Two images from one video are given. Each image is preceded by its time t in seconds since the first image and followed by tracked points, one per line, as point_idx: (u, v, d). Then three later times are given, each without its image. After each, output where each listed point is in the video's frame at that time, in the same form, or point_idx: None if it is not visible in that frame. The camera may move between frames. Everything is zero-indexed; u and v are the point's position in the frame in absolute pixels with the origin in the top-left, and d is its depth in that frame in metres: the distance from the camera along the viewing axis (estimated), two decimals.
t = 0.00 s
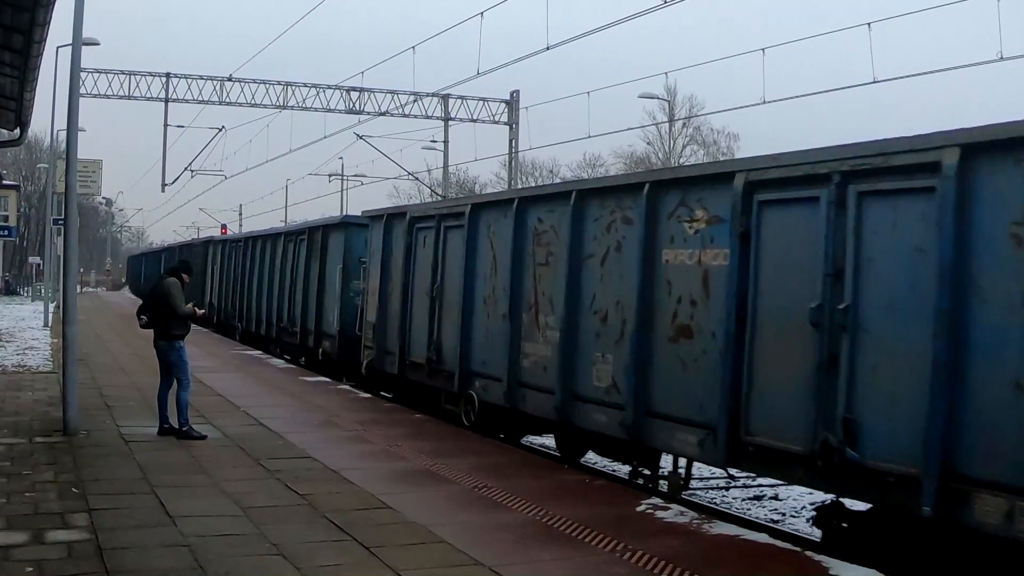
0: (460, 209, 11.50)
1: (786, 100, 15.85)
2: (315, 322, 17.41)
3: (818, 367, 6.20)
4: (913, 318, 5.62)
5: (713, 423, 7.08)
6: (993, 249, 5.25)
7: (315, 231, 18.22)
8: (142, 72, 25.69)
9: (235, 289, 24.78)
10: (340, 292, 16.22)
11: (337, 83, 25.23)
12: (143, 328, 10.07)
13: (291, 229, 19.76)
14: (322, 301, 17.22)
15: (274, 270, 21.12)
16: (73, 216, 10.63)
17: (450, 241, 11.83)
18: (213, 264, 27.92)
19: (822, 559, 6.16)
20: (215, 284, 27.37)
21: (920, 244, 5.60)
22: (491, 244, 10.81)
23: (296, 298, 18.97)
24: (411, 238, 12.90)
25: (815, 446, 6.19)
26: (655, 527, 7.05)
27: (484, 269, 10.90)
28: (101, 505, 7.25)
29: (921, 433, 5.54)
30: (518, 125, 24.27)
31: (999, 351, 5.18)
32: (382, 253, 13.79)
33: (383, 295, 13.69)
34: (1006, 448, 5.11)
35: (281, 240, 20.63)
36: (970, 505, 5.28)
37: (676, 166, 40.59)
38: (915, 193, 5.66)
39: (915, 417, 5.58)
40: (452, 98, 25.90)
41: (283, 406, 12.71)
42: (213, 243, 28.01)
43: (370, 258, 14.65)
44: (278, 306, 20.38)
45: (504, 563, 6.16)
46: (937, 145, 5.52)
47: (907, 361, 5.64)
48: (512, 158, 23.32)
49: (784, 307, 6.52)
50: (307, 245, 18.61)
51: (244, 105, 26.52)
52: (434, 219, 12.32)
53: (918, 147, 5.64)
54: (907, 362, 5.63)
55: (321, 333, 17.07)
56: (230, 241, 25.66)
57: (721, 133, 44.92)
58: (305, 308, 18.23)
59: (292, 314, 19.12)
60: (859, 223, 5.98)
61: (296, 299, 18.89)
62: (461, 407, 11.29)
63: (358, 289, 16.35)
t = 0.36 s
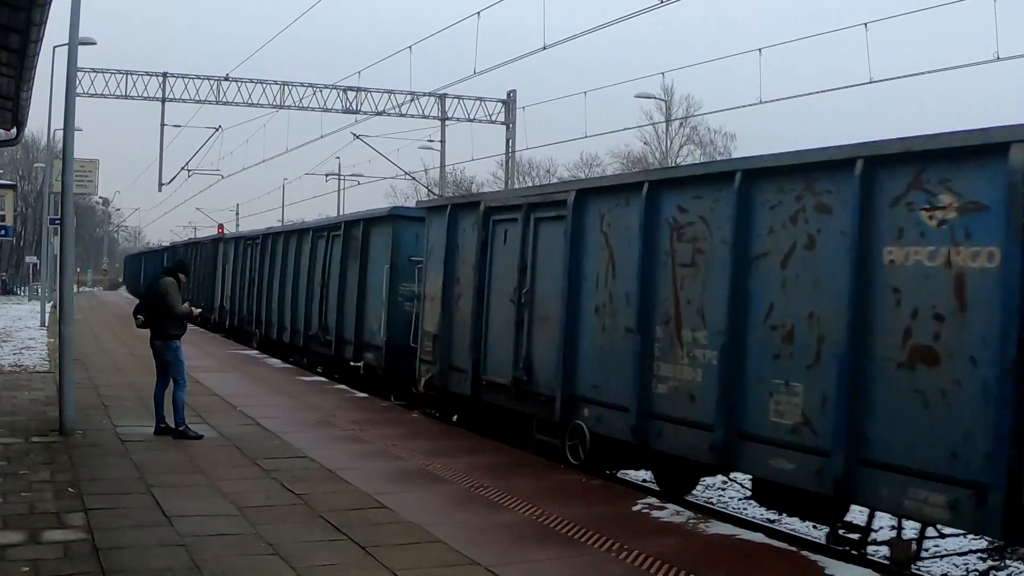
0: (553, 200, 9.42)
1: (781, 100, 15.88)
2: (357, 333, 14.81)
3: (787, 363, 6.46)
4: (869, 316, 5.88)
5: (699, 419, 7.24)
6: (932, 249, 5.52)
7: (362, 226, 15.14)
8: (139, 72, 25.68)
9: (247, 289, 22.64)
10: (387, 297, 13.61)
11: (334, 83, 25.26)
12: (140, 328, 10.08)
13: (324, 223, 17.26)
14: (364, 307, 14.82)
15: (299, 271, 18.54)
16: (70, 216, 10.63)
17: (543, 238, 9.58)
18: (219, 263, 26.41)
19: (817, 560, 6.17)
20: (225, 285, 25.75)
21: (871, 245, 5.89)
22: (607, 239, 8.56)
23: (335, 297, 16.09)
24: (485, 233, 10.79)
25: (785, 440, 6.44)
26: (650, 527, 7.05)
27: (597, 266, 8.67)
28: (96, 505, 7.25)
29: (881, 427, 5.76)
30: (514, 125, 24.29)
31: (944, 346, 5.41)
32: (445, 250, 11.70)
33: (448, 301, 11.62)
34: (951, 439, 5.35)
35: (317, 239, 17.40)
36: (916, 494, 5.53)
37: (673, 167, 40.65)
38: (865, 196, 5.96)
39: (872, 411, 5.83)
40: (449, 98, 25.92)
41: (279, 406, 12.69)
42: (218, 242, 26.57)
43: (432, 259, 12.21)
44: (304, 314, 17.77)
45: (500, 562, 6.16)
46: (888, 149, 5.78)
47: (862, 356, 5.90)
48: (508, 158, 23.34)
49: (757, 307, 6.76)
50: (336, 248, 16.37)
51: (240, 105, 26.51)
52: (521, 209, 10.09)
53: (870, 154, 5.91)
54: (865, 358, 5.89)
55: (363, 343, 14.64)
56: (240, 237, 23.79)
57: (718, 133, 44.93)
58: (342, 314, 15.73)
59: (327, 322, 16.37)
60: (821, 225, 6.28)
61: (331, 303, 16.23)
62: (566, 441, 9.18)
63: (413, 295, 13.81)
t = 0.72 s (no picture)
0: (706, 183, 7.23)
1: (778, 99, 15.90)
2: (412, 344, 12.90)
3: (841, 369, 5.95)
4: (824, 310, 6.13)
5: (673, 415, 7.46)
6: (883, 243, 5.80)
7: (434, 221, 12.62)
8: (135, 71, 25.66)
9: (275, 292, 20.16)
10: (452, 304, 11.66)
11: (330, 83, 25.28)
12: (135, 328, 10.07)
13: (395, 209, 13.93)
14: (420, 311, 12.88)
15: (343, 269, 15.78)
16: (65, 217, 10.61)
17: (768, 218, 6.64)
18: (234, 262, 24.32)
19: (813, 559, 6.18)
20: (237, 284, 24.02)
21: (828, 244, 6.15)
22: (792, 231, 6.45)
23: (400, 302, 13.46)
24: (601, 226, 8.54)
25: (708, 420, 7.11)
26: (645, 527, 7.07)
27: (777, 268, 6.54)
28: (91, 505, 7.24)
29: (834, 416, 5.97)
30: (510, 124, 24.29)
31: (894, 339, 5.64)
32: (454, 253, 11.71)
33: (544, 308, 9.34)
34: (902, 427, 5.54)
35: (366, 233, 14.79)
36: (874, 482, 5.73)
37: (669, 166, 40.68)
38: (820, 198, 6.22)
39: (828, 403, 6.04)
40: (445, 98, 25.93)
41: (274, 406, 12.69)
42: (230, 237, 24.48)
43: (525, 256, 9.83)
44: (358, 319, 14.85)
45: (495, 562, 6.17)
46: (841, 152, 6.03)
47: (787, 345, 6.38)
48: (504, 157, 23.34)
49: (679, 301, 7.48)
50: (402, 245, 13.53)
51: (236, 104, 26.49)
52: (653, 197, 7.88)
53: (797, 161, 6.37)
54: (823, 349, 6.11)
55: (418, 355, 12.81)
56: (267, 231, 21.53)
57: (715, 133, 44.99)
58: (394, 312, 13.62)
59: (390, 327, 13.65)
60: (787, 225, 6.48)
61: (399, 309, 13.48)
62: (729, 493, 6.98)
63: (488, 299, 11.87)
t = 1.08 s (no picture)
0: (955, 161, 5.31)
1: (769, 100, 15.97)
2: (496, 361, 10.40)
3: None
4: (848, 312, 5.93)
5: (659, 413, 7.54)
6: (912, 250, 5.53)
7: (540, 209, 9.73)
8: (129, 71, 25.67)
9: (297, 297, 17.82)
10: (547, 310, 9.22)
11: (324, 83, 25.33)
12: (128, 328, 10.09)
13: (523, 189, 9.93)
14: (506, 319, 10.27)
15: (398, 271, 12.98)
16: (59, 217, 10.62)
17: (809, 248, 6.26)
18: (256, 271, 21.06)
19: (806, 560, 6.21)
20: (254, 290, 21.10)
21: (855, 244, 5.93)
22: None
23: (478, 312, 10.80)
24: (783, 218, 6.48)
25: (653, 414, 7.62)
26: (639, 527, 7.10)
27: None
28: (86, 505, 7.26)
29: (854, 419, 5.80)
30: (504, 124, 24.33)
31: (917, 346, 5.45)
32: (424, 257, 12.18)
33: (696, 319, 7.23)
34: (924, 436, 5.39)
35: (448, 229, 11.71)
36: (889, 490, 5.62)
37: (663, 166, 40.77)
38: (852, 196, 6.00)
39: (846, 410, 5.89)
40: (439, 98, 25.99)
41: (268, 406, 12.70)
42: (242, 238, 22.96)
43: (666, 255, 7.63)
44: (441, 333, 11.61)
45: (489, 562, 6.20)
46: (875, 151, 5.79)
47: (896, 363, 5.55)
48: (498, 157, 23.39)
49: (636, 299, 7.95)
50: (512, 239, 10.29)
51: (230, 104, 26.51)
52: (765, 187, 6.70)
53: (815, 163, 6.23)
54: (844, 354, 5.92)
55: (500, 375, 10.34)
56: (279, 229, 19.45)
57: (708, 133, 45.09)
58: (501, 338, 10.33)
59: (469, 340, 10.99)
60: None
61: (513, 321, 10.10)
62: None
63: (593, 306, 9.42)
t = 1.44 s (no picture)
0: None
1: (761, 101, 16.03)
2: (623, 388, 8.09)
3: None
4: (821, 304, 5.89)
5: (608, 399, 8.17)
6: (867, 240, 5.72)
7: (685, 196, 7.57)
8: (123, 71, 25.67)
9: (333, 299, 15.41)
10: (703, 324, 7.11)
11: (317, 82, 25.37)
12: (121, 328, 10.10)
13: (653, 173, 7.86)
14: (630, 338, 8.10)
15: (512, 268, 9.87)
16: (52, 217, 10.63)
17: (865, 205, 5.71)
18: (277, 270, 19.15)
19: (801, 560, 6.24)
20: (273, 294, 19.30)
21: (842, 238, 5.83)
22: None
23: (599, 326, 8.47)
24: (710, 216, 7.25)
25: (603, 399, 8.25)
26: (633, 527, 7.12)
27: None
28: (79, 505, 7.26)
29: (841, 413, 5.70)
30: (498, 124, 24.37)
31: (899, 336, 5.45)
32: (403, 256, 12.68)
33: (946, 344, 5.19)
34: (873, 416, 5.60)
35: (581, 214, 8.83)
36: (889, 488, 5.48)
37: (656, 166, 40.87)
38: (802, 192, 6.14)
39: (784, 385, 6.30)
40: (432, 97, 26.04)
41: (262, 406, 12.69)
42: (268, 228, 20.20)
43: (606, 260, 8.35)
44: (535, 356, 9.37)
45: (483, 562, 6.23)
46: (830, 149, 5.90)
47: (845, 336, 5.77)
48: (492, 157, 23.42)
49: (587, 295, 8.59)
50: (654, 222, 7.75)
51: (223, 104, 26.51)
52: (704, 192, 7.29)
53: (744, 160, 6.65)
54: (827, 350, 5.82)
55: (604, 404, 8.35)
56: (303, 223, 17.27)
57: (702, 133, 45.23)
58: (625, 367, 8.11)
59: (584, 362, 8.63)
60: None
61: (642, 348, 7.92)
62: None
63: (758, 319, 7.35)
